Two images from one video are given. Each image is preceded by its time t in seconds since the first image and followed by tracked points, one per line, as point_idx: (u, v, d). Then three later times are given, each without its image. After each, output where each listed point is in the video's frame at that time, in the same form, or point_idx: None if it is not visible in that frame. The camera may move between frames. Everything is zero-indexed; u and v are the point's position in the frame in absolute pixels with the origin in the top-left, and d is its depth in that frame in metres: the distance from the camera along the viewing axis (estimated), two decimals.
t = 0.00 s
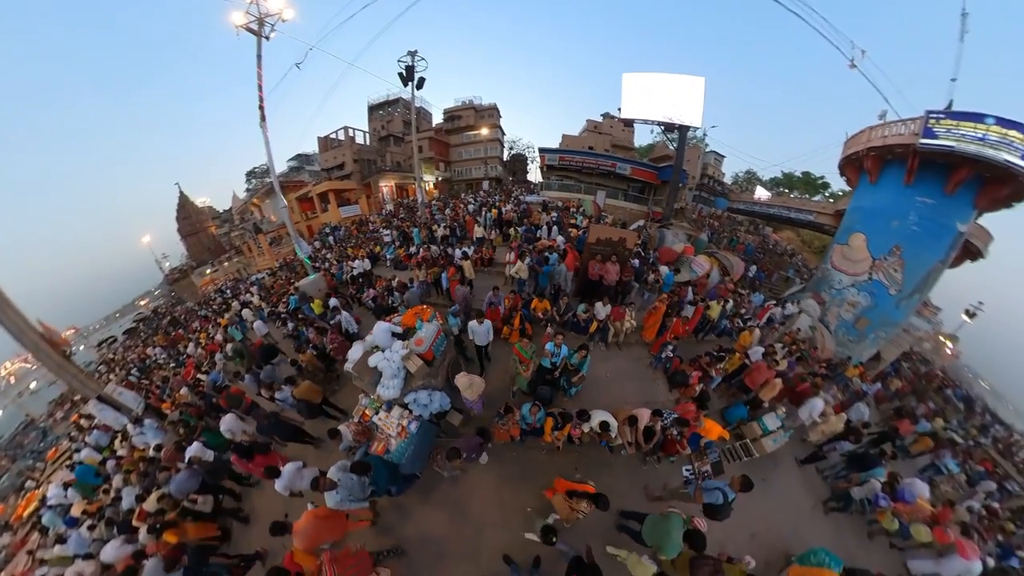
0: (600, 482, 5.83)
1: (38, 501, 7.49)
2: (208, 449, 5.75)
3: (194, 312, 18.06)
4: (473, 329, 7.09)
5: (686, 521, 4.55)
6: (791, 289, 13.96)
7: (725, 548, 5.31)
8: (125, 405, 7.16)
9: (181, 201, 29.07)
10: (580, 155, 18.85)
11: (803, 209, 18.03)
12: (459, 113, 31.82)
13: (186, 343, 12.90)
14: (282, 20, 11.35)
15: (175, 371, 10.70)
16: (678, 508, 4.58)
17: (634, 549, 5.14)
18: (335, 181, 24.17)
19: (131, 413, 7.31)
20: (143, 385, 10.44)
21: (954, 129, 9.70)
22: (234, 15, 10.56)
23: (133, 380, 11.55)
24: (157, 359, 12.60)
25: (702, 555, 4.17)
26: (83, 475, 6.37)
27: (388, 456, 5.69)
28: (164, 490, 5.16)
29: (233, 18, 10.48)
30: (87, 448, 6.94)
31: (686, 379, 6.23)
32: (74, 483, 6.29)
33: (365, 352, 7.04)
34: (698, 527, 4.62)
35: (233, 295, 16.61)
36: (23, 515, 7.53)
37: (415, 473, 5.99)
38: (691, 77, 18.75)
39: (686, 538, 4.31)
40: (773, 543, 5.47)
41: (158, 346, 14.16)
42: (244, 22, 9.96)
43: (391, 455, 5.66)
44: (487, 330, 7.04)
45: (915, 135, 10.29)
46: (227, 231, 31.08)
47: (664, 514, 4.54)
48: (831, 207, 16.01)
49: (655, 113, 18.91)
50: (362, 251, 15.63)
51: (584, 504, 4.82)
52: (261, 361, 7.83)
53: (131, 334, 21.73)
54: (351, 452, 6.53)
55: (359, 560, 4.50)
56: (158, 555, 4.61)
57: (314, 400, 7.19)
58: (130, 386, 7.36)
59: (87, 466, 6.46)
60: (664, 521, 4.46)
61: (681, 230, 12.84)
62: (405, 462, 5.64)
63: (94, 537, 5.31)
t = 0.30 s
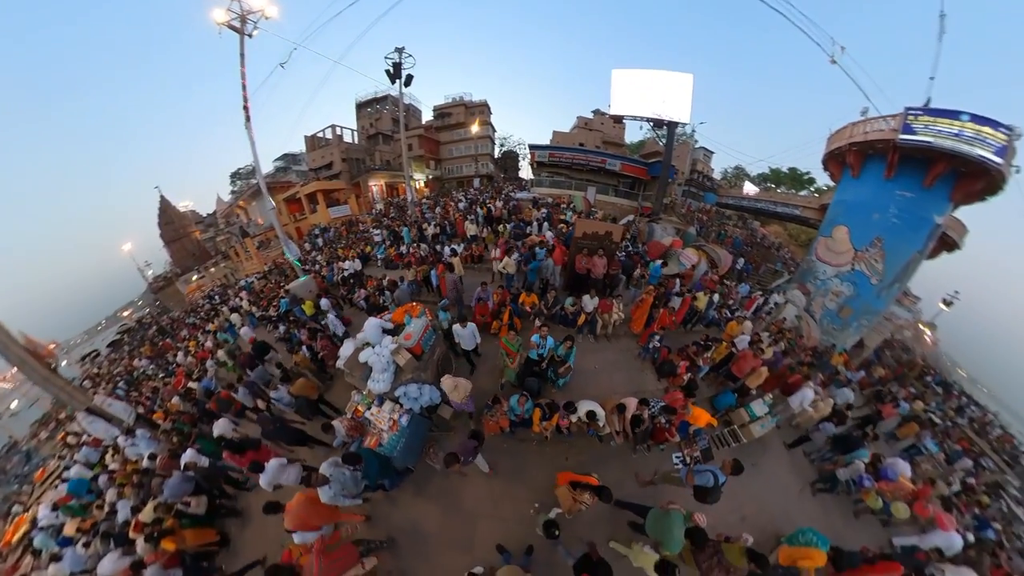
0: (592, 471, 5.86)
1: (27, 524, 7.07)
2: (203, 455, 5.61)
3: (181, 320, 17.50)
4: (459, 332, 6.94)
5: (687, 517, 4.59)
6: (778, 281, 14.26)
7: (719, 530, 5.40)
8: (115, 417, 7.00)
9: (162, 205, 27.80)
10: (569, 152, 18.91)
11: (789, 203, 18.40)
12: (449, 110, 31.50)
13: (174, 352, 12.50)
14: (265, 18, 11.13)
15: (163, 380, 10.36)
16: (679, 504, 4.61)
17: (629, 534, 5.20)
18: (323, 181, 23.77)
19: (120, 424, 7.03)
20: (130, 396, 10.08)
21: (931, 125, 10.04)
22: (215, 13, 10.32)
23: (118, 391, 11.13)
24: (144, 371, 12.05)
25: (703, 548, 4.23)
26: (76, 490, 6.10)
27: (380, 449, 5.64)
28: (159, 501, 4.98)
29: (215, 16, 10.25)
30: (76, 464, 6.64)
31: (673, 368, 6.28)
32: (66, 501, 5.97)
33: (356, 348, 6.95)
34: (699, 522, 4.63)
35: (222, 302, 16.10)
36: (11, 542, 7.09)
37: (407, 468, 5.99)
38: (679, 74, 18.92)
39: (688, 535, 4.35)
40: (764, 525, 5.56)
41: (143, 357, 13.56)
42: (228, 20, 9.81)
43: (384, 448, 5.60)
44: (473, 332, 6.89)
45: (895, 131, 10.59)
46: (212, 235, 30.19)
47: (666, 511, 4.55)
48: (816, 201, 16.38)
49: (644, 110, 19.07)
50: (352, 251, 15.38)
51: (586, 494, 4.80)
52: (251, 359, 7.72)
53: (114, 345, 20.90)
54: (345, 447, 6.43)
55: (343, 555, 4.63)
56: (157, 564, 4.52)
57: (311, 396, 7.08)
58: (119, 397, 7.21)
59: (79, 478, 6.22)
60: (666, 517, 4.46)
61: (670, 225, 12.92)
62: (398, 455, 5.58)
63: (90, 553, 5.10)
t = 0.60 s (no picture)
0: (584, 461, 5.89)
1: (17, 548, 6.79)
2: (198, 459, 5.45)
3: (167, 329, 16.95)
4: (441, 334, 6.71)
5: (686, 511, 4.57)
6: (765, 272, 14.53)
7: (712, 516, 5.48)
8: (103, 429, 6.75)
9: (142, 210, 26.53)
10: (559, 148, 18.87)
11: (776, 197, 18.75)
12: (438, 107, 31.15)
13: (161, 362, 12.11)
14: (245, 15, 10.84)
15: (151, 391, 10.04)
16: (679, 499, 4.57)
17: (624, 524, 5.24)
18: (310, 182, 23.25)
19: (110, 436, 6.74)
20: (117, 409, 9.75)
21: (911, 120, 10.30)
22: (192, 11, 9.98)
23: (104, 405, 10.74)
24: (131, 384, 11.58)
25: (706, 542, 4.27)
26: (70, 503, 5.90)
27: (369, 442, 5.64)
28: (154, 510, 4.86)
29: (193, 14, 9.94)
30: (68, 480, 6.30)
31: (661, 359, 6.35)
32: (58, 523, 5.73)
33: (345, 346, 6.86)
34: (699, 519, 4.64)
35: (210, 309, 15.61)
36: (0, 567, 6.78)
37: (398, 463, 6.03)
38: (667, 70, 19.03)
39: (690, 531, 4.35)
40: (752, 509, 5.67)
41: (129, 369, 13.05)
42: (207, 18, 9.54)
43: (373, 442, 5.59)
44: (456, 334, 6.62)
45: (875, 127, 10.84)
46: (197, 241, 29.30)
47: (666, 507, 4.50)
48: (801, 195, 16.70)
49: (633, 106, 19.15)
50: (342, 252, 15.11)
51: (587, 492, 4.79)
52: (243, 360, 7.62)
53: (98, 358, 20.14)
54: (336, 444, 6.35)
55: (331, 542, 4.76)
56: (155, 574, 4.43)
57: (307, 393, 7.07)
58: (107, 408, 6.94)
59: (70, 491, 6.02)
60: (667, 515, 4.41)
61: (658, 219, 13.00)
62: (387, 448, 5.62)
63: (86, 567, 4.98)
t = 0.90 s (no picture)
0: (578, 453, 5.92)
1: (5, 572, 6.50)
2: (192, 465, 5.31)
3: (152, 339, 16.34)
4: (424, 340, 6.54)
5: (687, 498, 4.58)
6: (753, 264, 14.76)
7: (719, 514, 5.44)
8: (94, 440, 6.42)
9: (121, 216, 25.28)
10: (549, 144, 18.81)
11: (764, 191, 19.04)
12: (428, 104, 30.80)
13: (147, 373, 11.67)
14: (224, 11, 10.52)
15: (137, 403, 9.68)
16: (679, 487, 4.56)
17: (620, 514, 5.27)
18: (297, 183, 22.70)
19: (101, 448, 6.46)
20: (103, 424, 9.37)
21: (892, 115, 10.52)
22: (168, 8, 9.63)
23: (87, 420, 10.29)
24: (118, 398, 11.02)
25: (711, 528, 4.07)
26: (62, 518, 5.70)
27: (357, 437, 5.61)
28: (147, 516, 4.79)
29: (170, 11, 9.59)
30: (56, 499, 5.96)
31: (650, 350, 6.41)
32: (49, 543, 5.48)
33: (333, 344, 6.74)
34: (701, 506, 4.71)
35: (199, 316, 15.05)
36: None
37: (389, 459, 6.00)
38: (655, 66, 19.11)
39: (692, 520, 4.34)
40: (739, 494, 5.75)
41: (114, 383, 12.42)
42: (185, 16, 9.25)
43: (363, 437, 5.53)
44: (439, 338, 6.44)
45: (859, 121, 11.03)
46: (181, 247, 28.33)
47: (667, 497, 4.50)
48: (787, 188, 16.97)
49: (622, 101, 19.17)
50: (331, 252, 14.82)
51: (591, 492, 4.68)
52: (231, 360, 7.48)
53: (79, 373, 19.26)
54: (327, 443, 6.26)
55: (315, 527, 4.78)
56: None
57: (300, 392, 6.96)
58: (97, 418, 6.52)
59: (63, 506, 5.79)
60: (669, 505, 4.41)
61: (647, 213, 13.04)
62: (377, 444, 5.53)
63: None
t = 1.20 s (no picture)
0: (571, 446, 5.94)
1: None
2: (185, 473, 5.23)
3: (137, 350, 15.71)
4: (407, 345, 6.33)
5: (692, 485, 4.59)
6: (742, 257, 14.95)
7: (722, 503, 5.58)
8: (81, 456, 6.07)
9: (100, 224, 24.19)
10: (538, 140, 18.75)
11: (752, 186, 19.31)
12: (417, 100, 30.44)
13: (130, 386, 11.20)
14: (202, 7, 10.20)
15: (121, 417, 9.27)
16: (684, 476, 4.55)
17: (615, 505, 5.32)
18: (283, 184, 22.12)
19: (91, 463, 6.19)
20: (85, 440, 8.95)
21: (875, 109, 10.69)
22: (143, 4, 9.30)
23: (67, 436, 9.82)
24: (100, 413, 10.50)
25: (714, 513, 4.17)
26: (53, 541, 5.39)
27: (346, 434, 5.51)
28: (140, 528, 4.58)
29: (146, 9, 9.26)
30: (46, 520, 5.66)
31: (639, 342, 6.43)
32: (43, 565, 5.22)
33: (321, 344, 6.60)
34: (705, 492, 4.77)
35: (186, 325, 14.54)
36: None
37: (379, 457, 5.94)
38: (643, 62, 19.17)
39: (698, 508, 4.34)
40: (729, 482, 5.80)
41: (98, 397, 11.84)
42: (163, 13, 8.99)
43: (351, 435, 5.45)
44: (422, 343, 6.28)
45: (844, 116, 11.18)
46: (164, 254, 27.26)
47: (673, 487, 4.45)
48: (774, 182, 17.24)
49: (611, 96, 19.19)
50: (320, 254, 14.53)
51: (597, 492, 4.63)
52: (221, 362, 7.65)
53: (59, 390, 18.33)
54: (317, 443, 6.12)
55: (302, 523, 4.86)
56: None
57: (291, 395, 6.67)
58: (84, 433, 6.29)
59: (53, 526, 5.46)
60: (676, 495, 4.36)
61: (637, 207, 13.06)
62: (364, 440, 5.47)
63: None
